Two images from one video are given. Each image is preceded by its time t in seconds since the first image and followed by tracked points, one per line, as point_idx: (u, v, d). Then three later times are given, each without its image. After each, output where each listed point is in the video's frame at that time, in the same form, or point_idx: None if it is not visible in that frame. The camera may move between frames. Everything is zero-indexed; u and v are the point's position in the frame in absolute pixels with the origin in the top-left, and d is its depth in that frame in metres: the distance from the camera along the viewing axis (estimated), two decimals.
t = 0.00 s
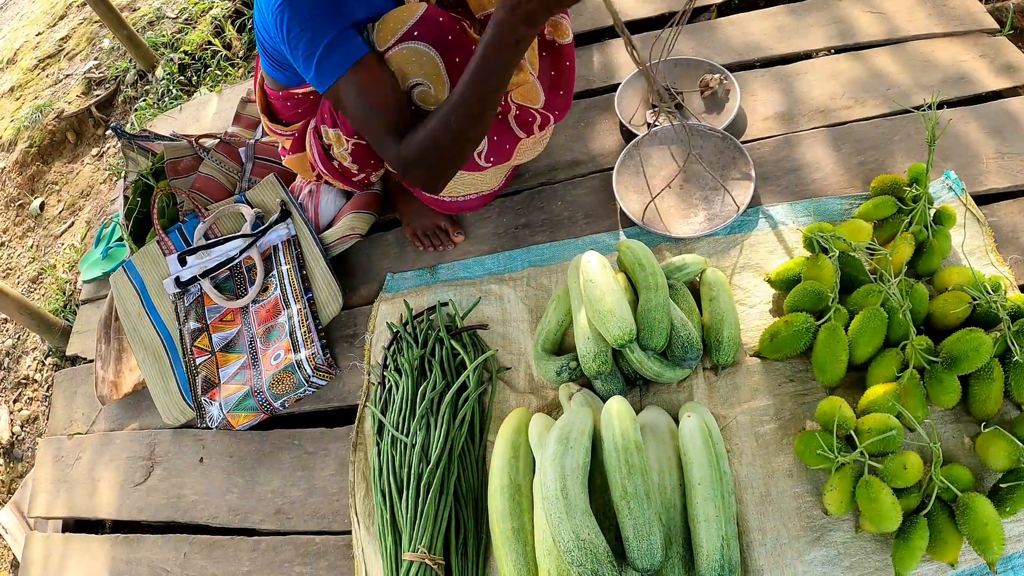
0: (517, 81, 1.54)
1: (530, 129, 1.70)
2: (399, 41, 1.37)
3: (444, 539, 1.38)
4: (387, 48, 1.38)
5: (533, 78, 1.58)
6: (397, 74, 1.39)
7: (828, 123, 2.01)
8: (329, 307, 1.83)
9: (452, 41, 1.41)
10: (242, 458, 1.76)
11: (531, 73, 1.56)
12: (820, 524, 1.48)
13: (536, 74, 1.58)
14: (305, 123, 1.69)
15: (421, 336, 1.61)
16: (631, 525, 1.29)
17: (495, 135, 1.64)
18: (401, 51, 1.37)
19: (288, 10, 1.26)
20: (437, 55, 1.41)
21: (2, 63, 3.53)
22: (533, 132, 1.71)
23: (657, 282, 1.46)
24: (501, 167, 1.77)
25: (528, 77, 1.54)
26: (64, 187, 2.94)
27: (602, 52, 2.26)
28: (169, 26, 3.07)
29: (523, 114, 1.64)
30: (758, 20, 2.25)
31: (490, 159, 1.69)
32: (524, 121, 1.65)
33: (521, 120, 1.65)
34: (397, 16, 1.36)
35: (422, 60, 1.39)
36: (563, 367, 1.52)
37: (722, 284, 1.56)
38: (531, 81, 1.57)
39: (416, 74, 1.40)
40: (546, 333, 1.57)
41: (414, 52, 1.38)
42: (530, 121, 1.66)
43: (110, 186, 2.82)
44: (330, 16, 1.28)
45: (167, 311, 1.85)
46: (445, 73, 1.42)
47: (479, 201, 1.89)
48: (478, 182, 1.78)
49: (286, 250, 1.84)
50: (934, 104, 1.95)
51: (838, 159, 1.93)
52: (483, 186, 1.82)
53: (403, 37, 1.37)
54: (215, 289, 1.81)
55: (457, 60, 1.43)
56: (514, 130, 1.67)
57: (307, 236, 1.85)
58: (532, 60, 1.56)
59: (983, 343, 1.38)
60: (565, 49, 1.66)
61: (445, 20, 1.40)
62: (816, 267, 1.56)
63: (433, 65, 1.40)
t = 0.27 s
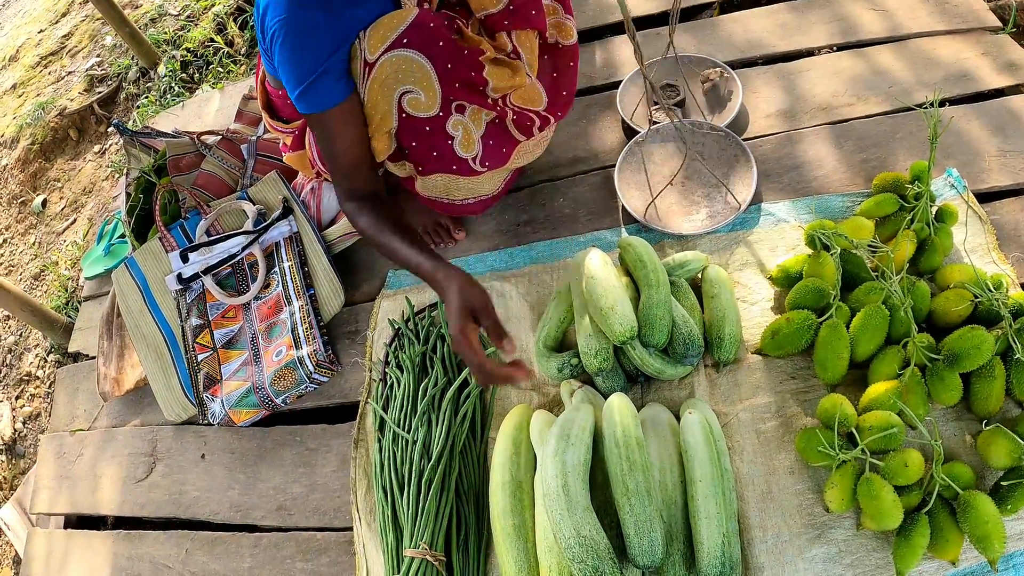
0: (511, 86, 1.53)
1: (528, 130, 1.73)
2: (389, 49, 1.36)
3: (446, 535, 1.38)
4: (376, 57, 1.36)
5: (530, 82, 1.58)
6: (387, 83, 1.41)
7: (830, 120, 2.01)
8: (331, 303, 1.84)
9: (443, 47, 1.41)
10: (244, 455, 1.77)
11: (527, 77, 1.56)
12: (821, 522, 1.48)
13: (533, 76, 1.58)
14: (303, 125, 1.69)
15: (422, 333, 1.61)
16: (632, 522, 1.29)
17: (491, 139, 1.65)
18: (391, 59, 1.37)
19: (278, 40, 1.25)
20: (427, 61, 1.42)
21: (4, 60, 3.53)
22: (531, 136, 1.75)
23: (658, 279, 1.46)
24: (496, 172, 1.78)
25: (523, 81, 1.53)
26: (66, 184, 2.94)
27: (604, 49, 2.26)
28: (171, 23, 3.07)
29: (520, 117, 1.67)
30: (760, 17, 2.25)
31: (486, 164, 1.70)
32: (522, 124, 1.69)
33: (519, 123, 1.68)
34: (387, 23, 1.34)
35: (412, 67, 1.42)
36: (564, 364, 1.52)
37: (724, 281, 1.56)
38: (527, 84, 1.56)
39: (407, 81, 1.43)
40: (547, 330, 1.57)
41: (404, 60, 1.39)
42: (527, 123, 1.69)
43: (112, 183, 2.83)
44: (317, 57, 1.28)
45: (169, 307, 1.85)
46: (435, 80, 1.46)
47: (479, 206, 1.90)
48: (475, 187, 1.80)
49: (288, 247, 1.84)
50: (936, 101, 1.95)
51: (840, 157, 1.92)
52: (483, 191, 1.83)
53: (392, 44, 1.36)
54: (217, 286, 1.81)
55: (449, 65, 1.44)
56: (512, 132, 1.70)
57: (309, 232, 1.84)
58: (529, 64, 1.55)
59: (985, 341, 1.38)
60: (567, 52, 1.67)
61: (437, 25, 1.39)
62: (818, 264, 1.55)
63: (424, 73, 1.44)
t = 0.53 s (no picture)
0: (508, 91, 1.52)
1: (524, 135, 1.71)
2: (384, 59, 1.38)
3: (445, 535, 1.38)
4: (371, 67, 1.37)
5: (530, 86, 1.59)
6: (382, 95, 1.43)
7: (830, 122, 2.01)
8: (331, 303, 1.83)
9: (439, 56, 1.41)
10: (244, 455, 1.77)
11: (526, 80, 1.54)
12: (820, 523, 1.48)
13: (532, 79, 1.58)
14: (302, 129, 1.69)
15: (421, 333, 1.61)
16: (630, 523, 1.29)
17: (489, 144, 1.66)
18: (387, 69, 1.39)
19: (275, 52, 1.28)
20: (423, 70, 1.44)
21: (5, 59, 3.53)
22: (529, 139, 1.74)
23: (658, 280, 1.46)
24: (494, 176, 1.79)
25: (521, 85, 1.52)
26: (67, 184, 2.94)
27: (604, 50, 2.26)
28: (172, 23, 3.08)
29: (517, 122, 1.65)
30: (760, 18, 2.25)
31: (484, 170, 1.71)
32: (519, 129, 1.68)
33: (515, 128, 1.67)
34: (382, 33, 1.36)
35: (408, 77, 1.43)
36: (563, 364, 1.53)
37: (723, 282, 1.56)
38: (525, 87, 1.55)
39: (403, 91, 1.45)
40: (547, 330, 1.57)
41: (400, 70, 1.41)
42: (523, 129, 1.68)
43: (112, 183, 2.83)
44: (314, 69, 1.31)
45: (169, 307, 1.86)
46: (431, 89, 1.47)
47: (477, 210, 1.90)
48: (472, 193, 1.80)
49: (288, 247, 1.84)
50: (936, 103, 1.95)
51: (839, 158, 1.93)
52: (480, 198, 1.85)
53: (388, 56, 1.38)
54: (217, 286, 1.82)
55: (445, 74, 1.45)
56: (509, 137, 1.70)
57: (309, 233, 1.85)
58: (528, 66, 1.54)
59: (984, 343, 1.38)
60: (568, 53, 1.67)
61: (433, 34, 1.39)
62: (817, 266, 1.55)
63: (420, 82, 1.45)
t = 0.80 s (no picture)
0: (507, 104, 1.53)
1: (525, 146, 1.72)
2: (384, 66, 1.38)
3: (445, 538, 1.39)
4: (371, 73, 1.38)
5: (530, 100, 1.60)
6: (383, 101, 1.42)
7: (829, 123, 2.01)
8: (330, 305, 1.83)
9: (438, 63, 1.42)
10: (243, 457, 1.77)
11: (525, 95, 1.56)
12: (820, 524, 1.48)
13: (531, 94, 1.59)
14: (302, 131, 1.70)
15: (421, 336, 1.61)
16: (630, 524, 1.29)
17: (489, 153, 1.66)
18: (387, 76, 1.39)
19: (280, 61, 1.31)
20: (422, 77, 1.43)
21: (4, 62, 3.53)
22: (529, 150, 1.75)
23: (657, 282, 1.46)
24: (495, 186, 1.79)
25: (519, 100, 1.54)
26: (66, 186, 2.94)
27: (603, 51, 2.26)
28: (171, 25, 3.08)
29: (517, 132, 1.66)
30: (759, 20, 2.25)
31: (484, 179, 1.70)
32: (519, 141, 1.69)
33: (516, 139, 1.68)
34: (383, 39, 1.37)
35: (408, 84, 1.43)
36: (563, 367, 1.53)
37: (722, 284, 1.56)
38: (524, 101, 1.57)
39: (403, 98, 1.44)
40: (546, 332, 1.57)
41: (399, 77, 1.41)
42: (523, 140, 1.69)
43: (112, 185, 2.83)
44: (319, 73, 1.33)
45: (168, 310, 1.86)
46: (431, 95, 1.46)
47: (478, 219, 1.90)
48: (472, 201, 1.80)
49: (287, 249, 1.84)
50: (935, 103, 1.95)
51: (838, 159, 1.93)
52: (477, 206, 1.84)
53: (388, 61, 1.38)
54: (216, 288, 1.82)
55: (445, 80, 1.45)
56: (510, 147, 1.70)
57: (308, 235, 1.85)
58: (528, 82, 1.55)
59: (983, 344, 1.39)
60: (571, 67, 1.67)
61: (433, 41, 1.39)
62: (816, 267, 1.56)
63: (420, 89, 1.44)
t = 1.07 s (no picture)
0: (506, 111, 1.53)
1: (524, 152, 1.72)
2: (381, 73, 1.40)
3: (445, 542, 1.39)
4: (368, 80, 1.40)
5: (529, 107, 1.60)
6: (381, 107, 1.43)
7: (825, 122, 2.01)
8: (329, 310, 1.84)
9: (435, 69, 1.43)
10: (244, 463, 1.77)
11: (523, 103, 1.56)
12: (820, 524, 1.49)
13: (530, 102, 1.59)
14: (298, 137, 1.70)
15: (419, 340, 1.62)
16: (630, 527, 1.29)
17: (488, 160, 1.66)
18: (384, 82, 1.41)
19: (278, 67, 1.31)
20: (419, 83, 1.44)
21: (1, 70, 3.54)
22: (527, 157, 1.75)
23: (655, 283, 1.46)
24: (494, 193, 1.79)
25: (518, 107, 1.54)
26: (64, 193, 2.94)
27: (599, 53, 2.27)
28: (168, 31, 3.08)
29: (516, 139, 1.66)
30: (754, 21, 2.26)
31: (482, 185, 1.71)
32: (518, 147, 1.69)
33: (515, 146, 1.69)
34: (380, 46, 1.39)
35: (405, 90, 1.44)
36: (562, 369, 1.53)
37: (720, 285, 1.57)
38: (523, 109, 1.57)
39: (400, 104, 1.45)
40: (544, 335, 1.58)
41: (396, 84, 1.42)
42: (522, 146, 1.69)
43: (110, 192, 2.83)
44: (319, 80, 1.35)
45: (167, 316, 1.85)
46: (429, 101, 1.47)
47: (474, 226, 1.90)
48: (469, 207, 1.80)
49: (286, 255, 1.84)
50: (930, 102, 1.95)
51: (834, 158, 1.93)
52: (474, 211, 1.84)
53: (385, 68, 1.40)
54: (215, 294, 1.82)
55: (442, 86, 1.45)
56: (508, 154, 1.71)
57: (307, 241, 1.85)
58: (527, 90, 1.55)
59: (982, 342, 1.39)
60: (571, 74, 1.66)
61: (429, 47, 1.41)
62: (813, 267, 1.56)
63: (417, 95, 1.45)
